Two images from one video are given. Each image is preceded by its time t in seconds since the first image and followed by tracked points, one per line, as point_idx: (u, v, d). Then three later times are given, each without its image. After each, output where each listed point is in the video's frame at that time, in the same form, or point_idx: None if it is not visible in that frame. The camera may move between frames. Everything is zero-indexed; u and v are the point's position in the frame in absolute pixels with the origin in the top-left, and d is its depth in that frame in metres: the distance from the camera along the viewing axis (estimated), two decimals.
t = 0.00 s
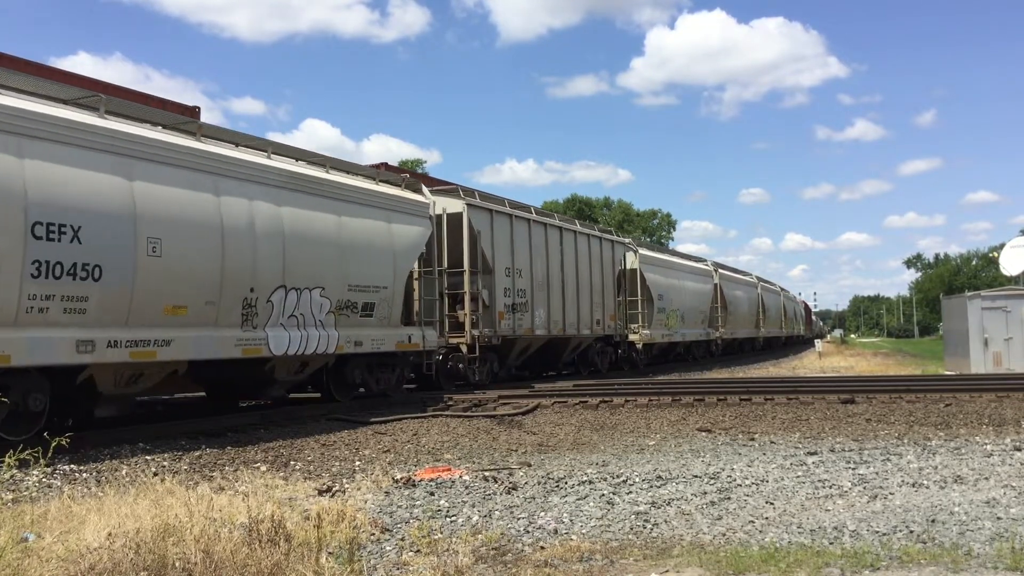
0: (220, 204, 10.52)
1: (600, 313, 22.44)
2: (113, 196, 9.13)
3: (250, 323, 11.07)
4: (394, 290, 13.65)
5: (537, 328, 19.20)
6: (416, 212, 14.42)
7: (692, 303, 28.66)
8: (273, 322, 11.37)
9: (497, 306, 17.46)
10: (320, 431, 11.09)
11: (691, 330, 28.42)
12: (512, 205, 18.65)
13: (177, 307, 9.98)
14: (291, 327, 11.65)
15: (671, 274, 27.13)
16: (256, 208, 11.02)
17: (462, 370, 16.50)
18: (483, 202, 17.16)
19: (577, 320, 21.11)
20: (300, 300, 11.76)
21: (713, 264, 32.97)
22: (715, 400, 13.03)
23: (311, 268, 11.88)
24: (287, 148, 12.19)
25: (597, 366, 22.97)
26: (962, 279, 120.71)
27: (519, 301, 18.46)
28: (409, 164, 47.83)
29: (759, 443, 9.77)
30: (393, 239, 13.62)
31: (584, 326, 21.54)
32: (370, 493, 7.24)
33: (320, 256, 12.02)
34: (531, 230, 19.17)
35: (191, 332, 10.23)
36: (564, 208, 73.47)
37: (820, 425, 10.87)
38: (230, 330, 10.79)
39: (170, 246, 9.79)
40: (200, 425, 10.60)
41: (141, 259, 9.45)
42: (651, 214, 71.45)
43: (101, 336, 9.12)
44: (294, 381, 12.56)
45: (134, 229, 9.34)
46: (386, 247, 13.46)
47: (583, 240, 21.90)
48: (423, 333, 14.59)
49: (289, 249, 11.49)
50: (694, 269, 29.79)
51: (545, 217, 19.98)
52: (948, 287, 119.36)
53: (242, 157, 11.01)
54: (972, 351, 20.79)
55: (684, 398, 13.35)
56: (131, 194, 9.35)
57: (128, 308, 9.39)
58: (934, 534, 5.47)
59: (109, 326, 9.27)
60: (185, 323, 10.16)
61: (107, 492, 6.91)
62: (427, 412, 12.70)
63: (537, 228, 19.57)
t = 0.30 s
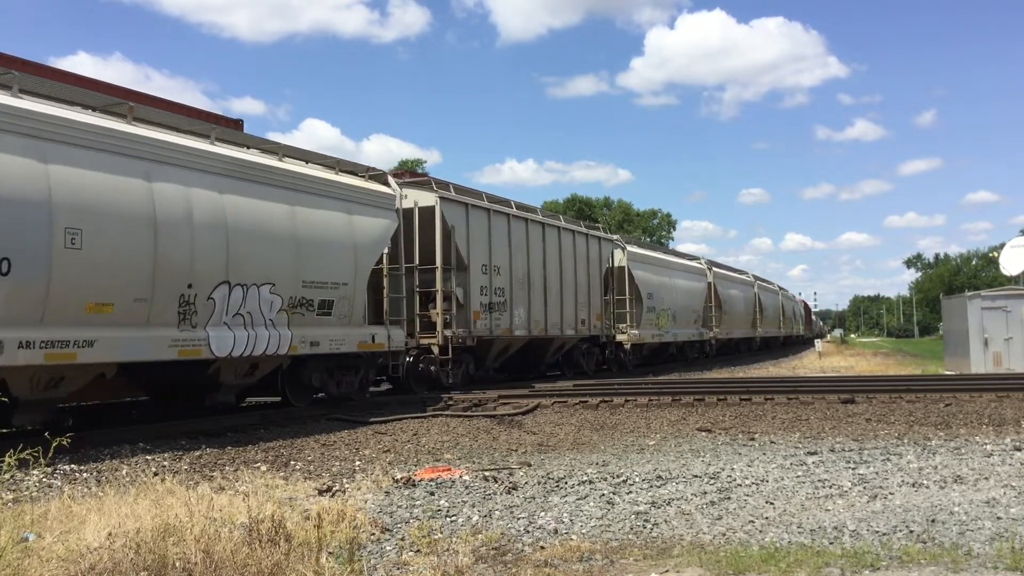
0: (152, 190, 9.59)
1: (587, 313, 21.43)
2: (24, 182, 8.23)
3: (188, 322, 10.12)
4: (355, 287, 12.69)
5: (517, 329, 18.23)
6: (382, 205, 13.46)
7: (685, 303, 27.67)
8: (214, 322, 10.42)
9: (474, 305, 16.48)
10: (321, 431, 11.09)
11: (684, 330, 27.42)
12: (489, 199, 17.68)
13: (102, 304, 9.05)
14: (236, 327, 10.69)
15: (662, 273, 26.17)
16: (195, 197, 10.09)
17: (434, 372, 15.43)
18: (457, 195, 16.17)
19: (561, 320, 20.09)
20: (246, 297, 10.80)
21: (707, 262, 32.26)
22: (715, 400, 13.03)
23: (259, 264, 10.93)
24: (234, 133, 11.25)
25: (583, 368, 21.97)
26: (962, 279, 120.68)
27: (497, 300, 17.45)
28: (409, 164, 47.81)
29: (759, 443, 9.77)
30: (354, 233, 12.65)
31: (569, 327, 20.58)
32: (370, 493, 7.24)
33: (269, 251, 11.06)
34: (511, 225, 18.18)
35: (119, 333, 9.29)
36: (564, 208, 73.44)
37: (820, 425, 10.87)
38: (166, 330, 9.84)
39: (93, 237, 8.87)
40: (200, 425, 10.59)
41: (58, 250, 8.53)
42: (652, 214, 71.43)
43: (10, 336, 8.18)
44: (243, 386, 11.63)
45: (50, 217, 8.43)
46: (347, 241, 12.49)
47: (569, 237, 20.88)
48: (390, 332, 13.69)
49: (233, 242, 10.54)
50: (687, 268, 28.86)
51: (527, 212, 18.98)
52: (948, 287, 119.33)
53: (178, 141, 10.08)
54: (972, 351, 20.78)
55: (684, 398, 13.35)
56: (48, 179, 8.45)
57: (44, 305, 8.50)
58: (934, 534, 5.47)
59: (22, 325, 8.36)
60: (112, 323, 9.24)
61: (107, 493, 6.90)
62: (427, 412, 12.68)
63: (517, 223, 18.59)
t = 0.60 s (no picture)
0: (74, 177, 8.73)
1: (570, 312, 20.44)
2: None
3: (114, 322, 9.28)
4: (310, 284, 11.83)
5: (494, 329, 17.09)
6: (344, 196, 12.58)
7: (676, 301, 26.77)
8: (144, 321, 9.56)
9: (446, 304, 15.28)
10: (321, 431, 11.08)
11: (675, 331, 26.58)
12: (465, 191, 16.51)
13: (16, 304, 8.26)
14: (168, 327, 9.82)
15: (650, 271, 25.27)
16: (122, 186, 9.22)
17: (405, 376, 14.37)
18: (429, 187, 15.01)
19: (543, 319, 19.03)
20: (181, 295, 9.92)
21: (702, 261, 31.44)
22: (715, 400, 13.02)
23: (197, 258, 10.05)
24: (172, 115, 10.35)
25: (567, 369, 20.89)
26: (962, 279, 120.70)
27: (472, 299, 16.29)
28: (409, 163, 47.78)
29: (759, 443, 9.76)
30: (309, 225, 11.76)
31: (550, 327, 19.44)
32: (370, 493, 7.23)
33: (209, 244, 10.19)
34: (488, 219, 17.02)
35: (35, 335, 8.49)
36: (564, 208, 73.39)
37: (820, 425, 10.86)
38: (89, 330, 9.01)
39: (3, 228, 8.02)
40: (200, 425, 10.58)
41: None
42: (652, 214, 71.44)
43: None
44: (186, 390, 10.94)
45: None
46: (301, 233, 11.60)
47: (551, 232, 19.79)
48: (351, 333, 12.75)
49: (167, 234, 9.67)
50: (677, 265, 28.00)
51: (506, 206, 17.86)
52: (948, 287, 119.37)
53: (103, 123, 9.17)
54: (972, 351, 20.78)
55: (684, 398, 13.34)
56: None
57: None
58: (934, 534, 5.46)
59: None
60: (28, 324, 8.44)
61: (107, 492, 6.90)
62: (427, 412, 12.67)
63: (495, 218, 17.35)
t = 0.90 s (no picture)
0: None
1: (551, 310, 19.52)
2: None
3: (31, 322, 8.43)
4: (258, 281, 11.01)
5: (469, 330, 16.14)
6: (297, 186, 11.73)
7: (666, 301, 25.99)
8: (65, 320, 8.71)
9: (414, 302, 14.28)
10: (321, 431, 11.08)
11: (666, 331, 25.78)
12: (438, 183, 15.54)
13: None
14: (92, 327, 8.98)
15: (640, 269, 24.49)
16: (38, 173, 8.39)
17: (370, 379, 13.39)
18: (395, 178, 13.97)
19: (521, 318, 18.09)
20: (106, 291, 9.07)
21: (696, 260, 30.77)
22: (715, 400, 13.02)
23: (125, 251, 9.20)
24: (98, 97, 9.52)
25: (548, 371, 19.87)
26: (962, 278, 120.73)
27: (444, 298, 15.31)
28: (408, 163, 47.77)
29: (759, 443, 9.76)
30: (257, 216, 10.93)
31: (530, 326, 18.47)
32: (370, 493, 7.23)
33: (138, 236, 9.34)
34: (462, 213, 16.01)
35: None
36: (564, 208, 73.37)
37: (820, 425, 10.85)
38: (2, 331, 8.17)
39: None
40: (200, 425, 10.57)
41: None
42: (652, 214, 71.46)
43: None
44: (115, 397, 10.12)
45: None
46: (247, 225, 10.78)
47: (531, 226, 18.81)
48: (305, 332, 11.81)
49: (91, 225, 8.84)
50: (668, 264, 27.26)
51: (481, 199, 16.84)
52: (948, 287, 119.41)
53: (16, 101, 8.33)
54: (972, 351, 20.79)
55: (684, 398, 13.34)
56: None
57: None
58: (934, 534, 5.46)
59: None
60: None
61: (107, 492, 6.89)
62: (427, 412, 12.67)
63: (470, 211, 16.32)
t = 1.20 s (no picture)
0: None
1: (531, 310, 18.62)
2: None
3: None
4: (197, 277, 10.03)
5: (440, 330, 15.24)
6: (244, 174, 10.77)
7: (656, 301, 25.43)
8: None
9: (378, 300, 13.40)
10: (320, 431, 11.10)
11: (656, 332, 25.22)
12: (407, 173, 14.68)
13: None
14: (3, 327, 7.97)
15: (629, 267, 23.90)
16: None
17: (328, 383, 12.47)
18: (356, 168, 13.06)
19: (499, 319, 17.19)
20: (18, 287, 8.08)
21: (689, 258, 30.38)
22: (715, 400, 13.02)
23: (39, 243, 8.23)
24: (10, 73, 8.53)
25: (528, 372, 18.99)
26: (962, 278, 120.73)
27: (412, 296, 14.42)
28: (408, 163, 47.82)
29: (759, 443, 9.76)
30: (195, 206, 9.97)
31: (509, 326, 17.58)
32: (370, 493, 7.23)
33: (54, 226, 8.36)
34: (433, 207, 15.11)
35: None
36: (564, 208, 73.40)
37: (820, 425, 10.86)
38: None
39: None
40: (200, 425, 10.58)
41: None
42: (652, 214, 71.51)
43: None
44: (33, 404, 9.00)
45: None
46: (185, 215, 9.81)
47: (510, 221, 17.92)
48: (251, 332, 10.82)
49: None
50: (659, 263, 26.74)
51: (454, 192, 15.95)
52: (948, 287, 119.44)
53: None
54: (972, 351, 20.79)
55: (684, 398, 13.34)
56: None
57: None
58: (934, 534, 5.46)
59: None
60: None
61: (107, 492, 6.90)
62: (427, 412, 12.67)
63: (442, 203, 15.42)
